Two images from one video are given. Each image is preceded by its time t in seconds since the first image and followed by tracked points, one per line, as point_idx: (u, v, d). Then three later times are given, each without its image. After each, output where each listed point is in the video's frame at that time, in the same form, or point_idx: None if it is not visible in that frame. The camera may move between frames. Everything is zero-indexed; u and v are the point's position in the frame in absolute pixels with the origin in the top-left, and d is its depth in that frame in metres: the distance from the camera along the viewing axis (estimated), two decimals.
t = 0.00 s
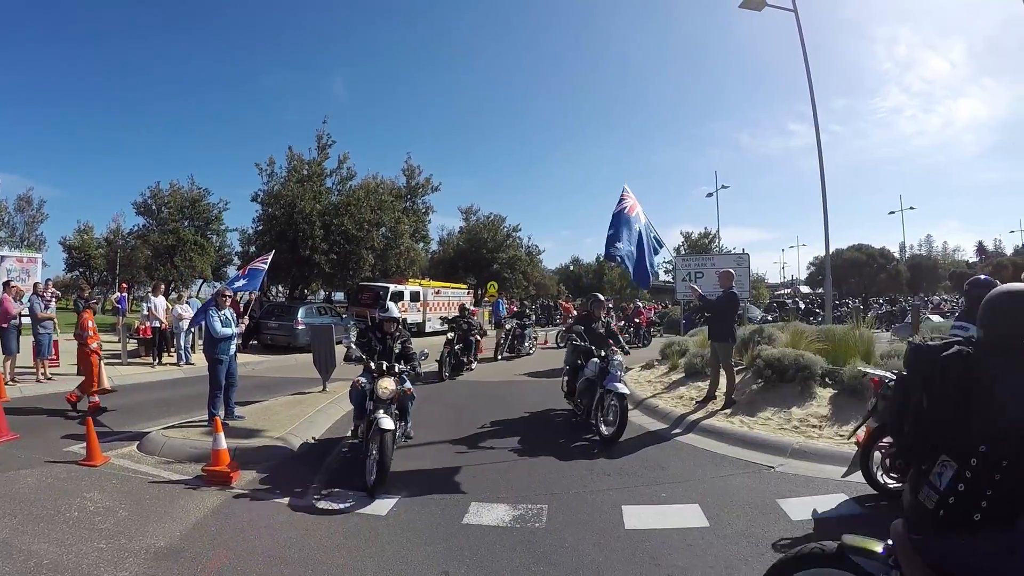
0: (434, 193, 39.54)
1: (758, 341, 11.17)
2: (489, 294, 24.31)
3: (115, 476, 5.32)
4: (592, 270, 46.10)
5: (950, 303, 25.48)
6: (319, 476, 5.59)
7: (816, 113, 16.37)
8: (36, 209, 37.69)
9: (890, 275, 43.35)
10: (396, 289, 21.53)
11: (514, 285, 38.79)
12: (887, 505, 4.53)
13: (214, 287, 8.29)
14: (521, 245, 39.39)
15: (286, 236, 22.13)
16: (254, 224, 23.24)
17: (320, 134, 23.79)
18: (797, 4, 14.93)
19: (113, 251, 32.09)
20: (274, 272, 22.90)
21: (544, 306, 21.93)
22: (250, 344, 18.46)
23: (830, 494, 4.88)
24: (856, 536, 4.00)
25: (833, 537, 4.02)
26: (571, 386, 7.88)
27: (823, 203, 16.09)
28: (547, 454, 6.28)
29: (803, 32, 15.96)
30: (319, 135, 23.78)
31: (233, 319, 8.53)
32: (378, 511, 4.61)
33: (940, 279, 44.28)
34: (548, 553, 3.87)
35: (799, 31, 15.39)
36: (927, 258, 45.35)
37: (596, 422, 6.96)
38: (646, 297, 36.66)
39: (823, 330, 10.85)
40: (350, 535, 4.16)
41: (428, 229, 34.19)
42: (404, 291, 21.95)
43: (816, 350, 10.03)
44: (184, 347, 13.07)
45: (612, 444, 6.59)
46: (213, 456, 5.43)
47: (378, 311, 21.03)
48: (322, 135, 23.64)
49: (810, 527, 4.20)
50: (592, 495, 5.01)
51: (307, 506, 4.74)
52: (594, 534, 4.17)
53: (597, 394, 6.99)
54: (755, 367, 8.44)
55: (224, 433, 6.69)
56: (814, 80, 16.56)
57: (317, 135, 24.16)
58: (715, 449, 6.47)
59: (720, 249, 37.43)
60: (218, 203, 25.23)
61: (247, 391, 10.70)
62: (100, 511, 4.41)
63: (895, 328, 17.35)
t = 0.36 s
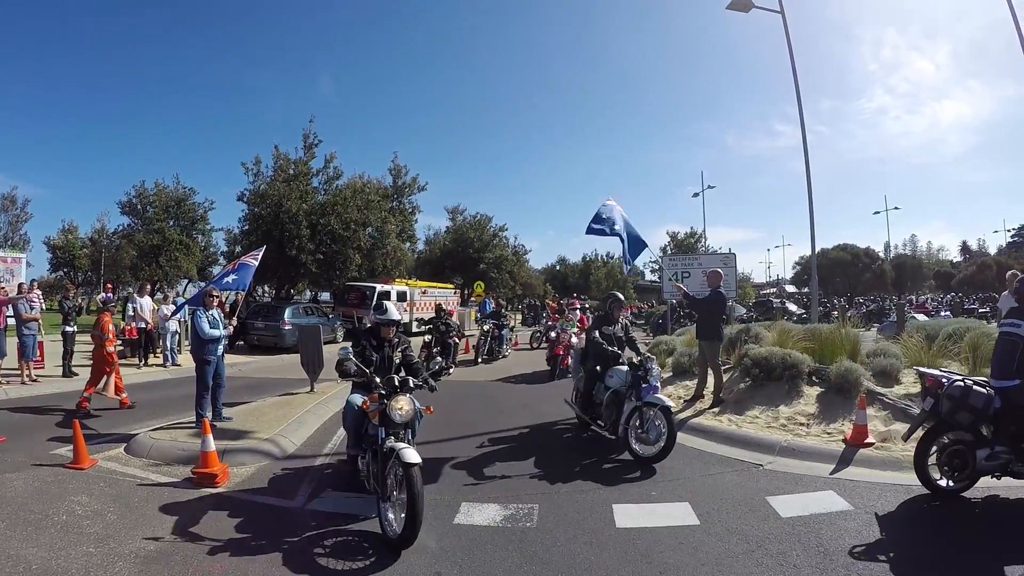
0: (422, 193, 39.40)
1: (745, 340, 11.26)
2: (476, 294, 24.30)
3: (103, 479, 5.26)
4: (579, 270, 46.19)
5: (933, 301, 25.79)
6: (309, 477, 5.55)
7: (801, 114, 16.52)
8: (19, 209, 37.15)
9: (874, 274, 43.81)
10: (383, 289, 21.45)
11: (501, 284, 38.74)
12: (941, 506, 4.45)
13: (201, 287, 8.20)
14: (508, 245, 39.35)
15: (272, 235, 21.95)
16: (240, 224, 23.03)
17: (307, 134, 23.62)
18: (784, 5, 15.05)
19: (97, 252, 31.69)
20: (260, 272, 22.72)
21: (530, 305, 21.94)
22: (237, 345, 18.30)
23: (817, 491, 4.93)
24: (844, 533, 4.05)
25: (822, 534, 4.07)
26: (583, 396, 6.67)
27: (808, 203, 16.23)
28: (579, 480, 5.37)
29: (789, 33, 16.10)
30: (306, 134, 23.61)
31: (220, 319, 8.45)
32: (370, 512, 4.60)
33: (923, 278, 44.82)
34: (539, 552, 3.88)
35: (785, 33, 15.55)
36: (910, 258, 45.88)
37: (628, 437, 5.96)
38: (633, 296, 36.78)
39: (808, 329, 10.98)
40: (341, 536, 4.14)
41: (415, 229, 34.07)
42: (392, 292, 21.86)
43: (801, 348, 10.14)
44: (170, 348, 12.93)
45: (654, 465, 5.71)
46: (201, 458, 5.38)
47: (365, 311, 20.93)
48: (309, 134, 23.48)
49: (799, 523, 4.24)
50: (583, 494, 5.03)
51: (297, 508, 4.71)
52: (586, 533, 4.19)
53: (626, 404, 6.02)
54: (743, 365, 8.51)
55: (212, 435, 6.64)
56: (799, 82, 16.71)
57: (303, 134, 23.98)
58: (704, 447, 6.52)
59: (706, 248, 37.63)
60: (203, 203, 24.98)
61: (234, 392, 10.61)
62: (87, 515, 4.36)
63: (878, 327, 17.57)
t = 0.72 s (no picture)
0: (413, 192, 39.25)
1: (736, 340, 11.32)
2: (467, 294, 24.29)
3: (94, 482, 5.21)
4: (570, 270, 46.18)
5: (922, 301, 25.96)
6: (301, 478, 5.54)
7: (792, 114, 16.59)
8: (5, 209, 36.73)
9: (864, 274, 44.08)
10: (374, 289, 21.39)
11: (491, 284, 38.67)
12: (1002, 505, 4.54)
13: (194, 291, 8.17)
14: (499, 245, 39.28)
15: (262, 235, 21.82)
16: (230, 223, 22.87)
17: (297, 133, 23.49)
18: (774, 6, 15.13)
19: (85, 252, 31.39)
20: (250, 272, 22.58)
21: (521, 305, 21.94)
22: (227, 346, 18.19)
23: (807, 490, 4.99)
24: (835, 532, 4.10)
25: (812, 532, 4.12)
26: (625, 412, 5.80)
27: (799, 203, 16.31)
28: (651, 503, 4.75)
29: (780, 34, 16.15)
30: (296, 133, 23.48)
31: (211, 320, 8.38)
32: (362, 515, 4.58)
33: (913, 277, 45.15)
34: (532, 553, 3.88)
35: (777, 35, 15.61)
36: (900, 258, 46.16)
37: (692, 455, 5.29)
38: (624, 296, 36.84)
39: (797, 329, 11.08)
40: (333, 538, 4.13)
41: (406, 229, 33.97)
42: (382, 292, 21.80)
43: (791, 348, 10.22)
44: (160, 349, 12.82)
45: (729, 482, 5.15)
46: (193, 460, 5.34)
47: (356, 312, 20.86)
48: (299, 133, 23.34)
49: (790, 522, 4.28)
50: (576, 495, 5.05)
51: (289, 509, 4.70)
52: (579, 533, 4.21)
53: (681, 416, 5.40)
54: (733, 365, 8.56)
55: (204, 436, 6.60)
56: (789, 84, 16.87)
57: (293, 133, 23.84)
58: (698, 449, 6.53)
59: (697, 248, 37.75)
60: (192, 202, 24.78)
61: (225, 393, 10.55)
62: (79, 518, 4.32)
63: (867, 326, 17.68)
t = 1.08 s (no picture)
0: (407, 192, 39.19)
1: (730, 341, 11.36)
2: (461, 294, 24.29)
3: (88, 483, 5.19)
4: (565, 271, 46.23)
5: (914, 301, 26.10)
6: (296, 479, 5.52)
7: (786, 116, 16.68)
8: None
9: (857, 274, 44.30)
10: (368, 289, 21.36)
11: (485, 284, 38.66)
12: None
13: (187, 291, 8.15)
14: (493, 245, 39.28)
15: (256, 235, 21.75)
16: (223, 223, 22.80)
17: (291, 132, 23.44)
18: (768, 9, 15.23)
19: (78, 252, 31.27)
20: (244, 272, 22.51)
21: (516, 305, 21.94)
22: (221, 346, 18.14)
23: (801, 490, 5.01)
24: (829, 532, 4.12)
25: (805, 531, 4.14)
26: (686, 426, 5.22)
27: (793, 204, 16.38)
28: (734, 524, 4.31)
29: (775, 36, 16.24)
30: (290, 133, 23.43)
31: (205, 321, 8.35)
32: (356, 515, 4.58)
33: (905, 278, 45.40)
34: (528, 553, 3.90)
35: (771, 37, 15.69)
36: (893, 258, 46.39)
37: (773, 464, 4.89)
38: (618, 296, 36.89)
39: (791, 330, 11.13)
40: (328, 539, 4.12)
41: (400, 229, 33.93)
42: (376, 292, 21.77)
43: (786, 348, 10.27)
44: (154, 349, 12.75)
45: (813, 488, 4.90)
46: (187, 462, 5.32)
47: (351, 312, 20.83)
48: (293, 133, 23.30)
49: (785, 522, 4.30)
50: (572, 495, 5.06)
51: (284, 511, 4.69)
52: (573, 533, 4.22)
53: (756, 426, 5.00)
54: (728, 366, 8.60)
55: (199, 438, 6.57)
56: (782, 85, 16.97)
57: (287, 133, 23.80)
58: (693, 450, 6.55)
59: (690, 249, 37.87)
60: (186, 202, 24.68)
61: (220, 394, 10.51)
62: (73, 519, 4.30)
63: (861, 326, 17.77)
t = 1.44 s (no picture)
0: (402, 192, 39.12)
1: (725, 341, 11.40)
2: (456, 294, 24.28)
3: (83, 484, 5.17)
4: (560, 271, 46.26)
5: (908, 301, 26.21)
6: (291, 480, 5.52)
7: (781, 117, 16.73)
8: None
9: (851, 274, 44.47)
10: (364, 289, 21.33)
11: (481, 285, 38.65)
12: None
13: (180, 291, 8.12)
14: (488, 245, 39.29)
15: (251, 235, 21.68)
16: (218, 223, 22.73)
17: (286, 132, 23.38)
18: (763, 9, 15.28)
19: (71, 252, 31.12)
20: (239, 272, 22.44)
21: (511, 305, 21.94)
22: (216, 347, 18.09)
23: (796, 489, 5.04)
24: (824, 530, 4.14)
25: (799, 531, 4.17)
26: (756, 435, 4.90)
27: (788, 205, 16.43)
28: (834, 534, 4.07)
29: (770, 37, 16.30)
30: (285, 132, 23.37)
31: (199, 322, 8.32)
32: (351, 516, 4.58)
33: (900, 278, 45.61)
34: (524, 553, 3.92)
35: (766, 38, 15.73)
36: (887, 258, 46.59)
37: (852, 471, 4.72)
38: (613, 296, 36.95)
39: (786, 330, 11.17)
40: (323, 539, 4.13)
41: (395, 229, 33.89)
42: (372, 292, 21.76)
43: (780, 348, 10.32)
44: (148, 349, 12.70)
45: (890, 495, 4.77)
46: (182, 463, 5.30)
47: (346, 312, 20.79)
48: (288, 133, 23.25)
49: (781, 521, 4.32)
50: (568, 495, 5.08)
51: (280, 511, 4.69)
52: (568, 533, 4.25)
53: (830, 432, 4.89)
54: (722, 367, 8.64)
55: (194, 438, 6.56)
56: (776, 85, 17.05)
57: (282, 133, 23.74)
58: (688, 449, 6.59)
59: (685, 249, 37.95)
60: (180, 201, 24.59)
61: (215, 395, 10.49)
62: (69, 521, 4.28)
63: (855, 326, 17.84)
